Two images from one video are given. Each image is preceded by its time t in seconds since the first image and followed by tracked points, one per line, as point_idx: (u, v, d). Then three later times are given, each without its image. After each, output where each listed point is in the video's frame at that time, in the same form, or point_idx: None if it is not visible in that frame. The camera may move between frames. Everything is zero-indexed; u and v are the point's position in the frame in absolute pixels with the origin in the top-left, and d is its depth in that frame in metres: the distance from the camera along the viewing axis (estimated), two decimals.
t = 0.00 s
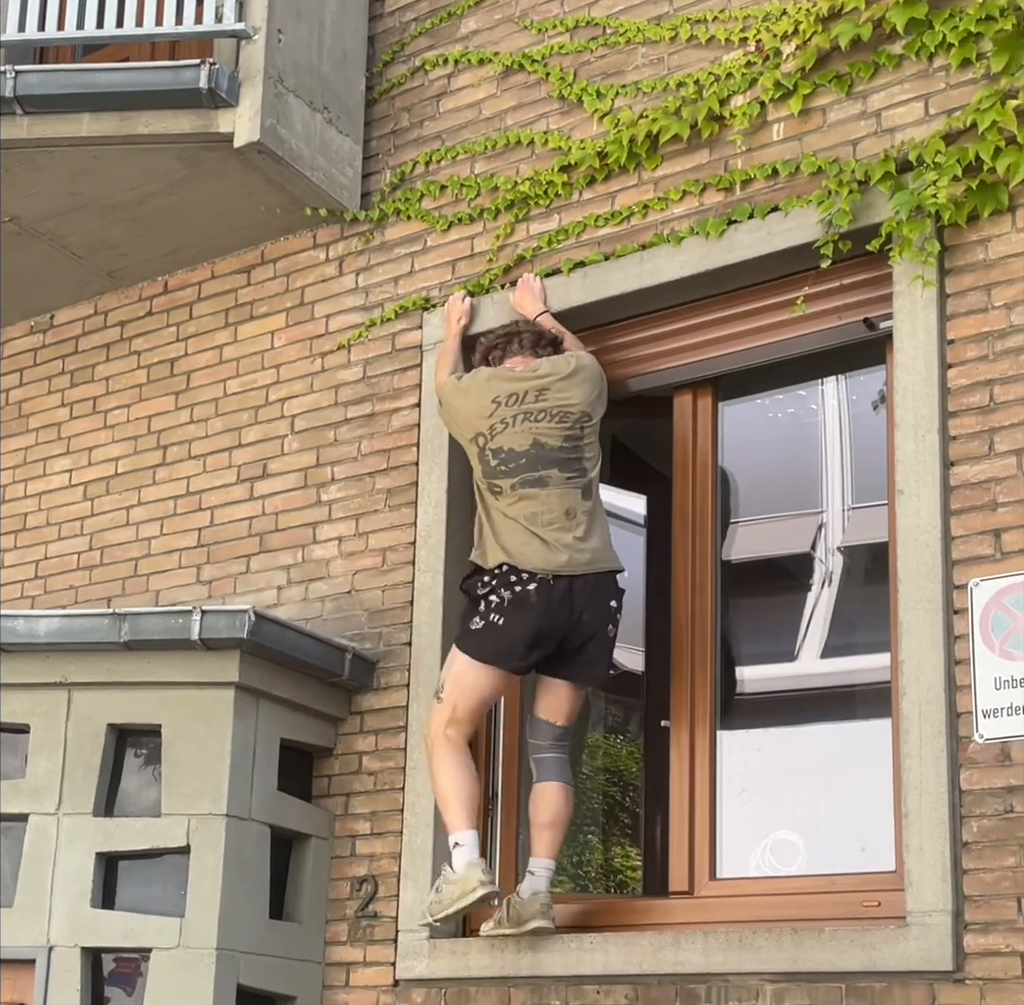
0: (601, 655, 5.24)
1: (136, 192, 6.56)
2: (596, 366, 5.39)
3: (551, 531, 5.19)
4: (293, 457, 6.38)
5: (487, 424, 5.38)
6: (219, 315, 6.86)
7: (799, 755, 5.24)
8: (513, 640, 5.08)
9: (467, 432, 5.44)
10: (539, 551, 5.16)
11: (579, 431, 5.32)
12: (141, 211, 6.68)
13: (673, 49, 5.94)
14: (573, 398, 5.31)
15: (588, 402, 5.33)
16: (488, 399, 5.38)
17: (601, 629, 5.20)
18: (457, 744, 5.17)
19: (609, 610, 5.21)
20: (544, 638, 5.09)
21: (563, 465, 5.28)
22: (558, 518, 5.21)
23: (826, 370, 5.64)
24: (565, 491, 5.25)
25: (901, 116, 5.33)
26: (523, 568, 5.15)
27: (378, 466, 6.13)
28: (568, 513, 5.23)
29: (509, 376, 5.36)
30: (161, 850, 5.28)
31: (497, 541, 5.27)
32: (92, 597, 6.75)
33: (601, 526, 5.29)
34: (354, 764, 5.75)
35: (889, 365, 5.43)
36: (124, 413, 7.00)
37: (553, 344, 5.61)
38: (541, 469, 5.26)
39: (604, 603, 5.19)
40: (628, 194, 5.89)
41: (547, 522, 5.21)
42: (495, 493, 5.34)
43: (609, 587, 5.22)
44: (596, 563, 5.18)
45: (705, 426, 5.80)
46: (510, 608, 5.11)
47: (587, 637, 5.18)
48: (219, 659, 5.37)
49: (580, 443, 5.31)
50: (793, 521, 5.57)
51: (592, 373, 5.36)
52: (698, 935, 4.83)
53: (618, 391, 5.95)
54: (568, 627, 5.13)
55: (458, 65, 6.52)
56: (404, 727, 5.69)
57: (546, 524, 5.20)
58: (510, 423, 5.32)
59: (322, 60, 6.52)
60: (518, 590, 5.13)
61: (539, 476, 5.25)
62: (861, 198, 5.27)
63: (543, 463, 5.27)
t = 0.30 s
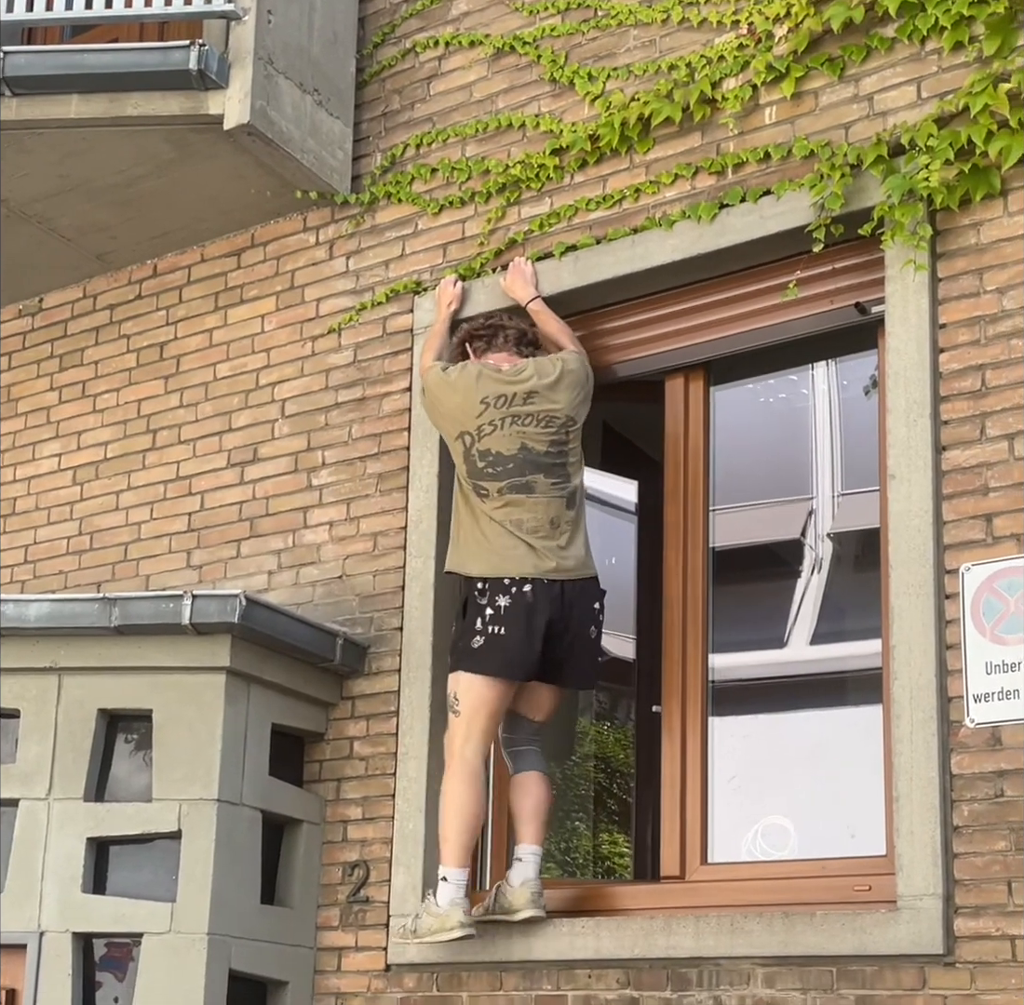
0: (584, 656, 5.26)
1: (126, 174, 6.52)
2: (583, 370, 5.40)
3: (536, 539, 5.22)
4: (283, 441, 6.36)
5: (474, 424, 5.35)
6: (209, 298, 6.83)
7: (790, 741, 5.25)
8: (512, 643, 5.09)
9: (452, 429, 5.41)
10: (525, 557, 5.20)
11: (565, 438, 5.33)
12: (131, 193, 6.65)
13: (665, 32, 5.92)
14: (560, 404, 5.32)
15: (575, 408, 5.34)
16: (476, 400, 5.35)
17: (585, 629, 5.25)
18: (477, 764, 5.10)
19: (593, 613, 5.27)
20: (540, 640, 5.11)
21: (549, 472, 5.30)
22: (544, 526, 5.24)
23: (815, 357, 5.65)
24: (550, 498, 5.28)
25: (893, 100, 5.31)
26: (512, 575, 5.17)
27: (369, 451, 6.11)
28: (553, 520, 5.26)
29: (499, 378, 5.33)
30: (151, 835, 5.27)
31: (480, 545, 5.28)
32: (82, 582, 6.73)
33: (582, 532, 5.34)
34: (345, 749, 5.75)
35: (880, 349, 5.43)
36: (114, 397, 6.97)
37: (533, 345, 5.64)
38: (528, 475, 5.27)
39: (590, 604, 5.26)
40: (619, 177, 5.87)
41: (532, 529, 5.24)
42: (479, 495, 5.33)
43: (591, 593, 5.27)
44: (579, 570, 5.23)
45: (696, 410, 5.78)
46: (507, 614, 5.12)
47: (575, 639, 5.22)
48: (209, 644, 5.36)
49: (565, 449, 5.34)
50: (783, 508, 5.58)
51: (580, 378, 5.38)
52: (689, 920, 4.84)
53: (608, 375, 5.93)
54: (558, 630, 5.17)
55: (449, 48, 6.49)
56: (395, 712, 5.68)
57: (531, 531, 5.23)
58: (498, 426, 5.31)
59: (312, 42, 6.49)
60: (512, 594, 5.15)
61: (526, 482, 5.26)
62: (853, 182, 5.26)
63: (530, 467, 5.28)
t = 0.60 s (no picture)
0: (535, 670, 5.20)
1: (119, 156, 6.48)
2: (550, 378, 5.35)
3: (487, 550, 5.19)
4: (277, 426, 6.34)
5: (439, 440, 5.37)
6: (202, 282, 6.80)
7: (781, 727, 5.24)
8: (450, 658, 5.10)
9: (422, 447, 5.44)
10: (476, 568, 5.17)
11: (530, 453, 5.29)
12: (123, 175, 6.61)
13: (661, 14, 5.88)
14: (525, 419, 5.28)
15: (542, 424, 5.29)
16: (441, 415, 5.37)
17: (536, 642, 5.17)
18: (397, 772, 5.13)
19: (545, 627, 5.18)
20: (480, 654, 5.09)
21: (509, 485, 5.26)
22: (497, 537, 5.20)
23: (809, 341, 5.60)
24: (508, 511, 5.23)
25: (890, 83, 5.29)
26: (462, 586, 5.16)
27: (363, 435, 6.09)
28: (507, 531, 5.21)
29: (463, 393, 5.34)
30: (146, 821, 5.26)
31: (438, 556, 5.28)
32: (75, 566, 6.71)
33: (544, 546, 5.26)
34: (339, 735, 5.74)
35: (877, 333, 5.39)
36: (106, 381, 6.94)
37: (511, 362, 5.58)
38: (487, 488, 5.25)
39: (540, 617, 5.17)
40: (615, 160, 5.84)
41: (485, 540, 5.20)
42: (441, 511, 5.34)
43: (545, 606, 5.19)
44: (531, 580, 5.17)
45: (691, 395, 5.75)
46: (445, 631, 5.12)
47: (522, 655, 5.16)
48: (203, 628, 5.34)
49: (530, 465, 5.28)
50: (776, 494, 5.54)
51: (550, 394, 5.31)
52: (684, 905, 4.84)
53: (603, 360, 5.92)
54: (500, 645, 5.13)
55: (443, 29, 6.45)
56: (389, 697, 5.67)
57: (484, 542, 5.20)
58: (461, 441, 5.31)
59: (306, 24, 6.44)
60: (455, 607, 5.15)
61: (484, 494, 5.23)
62: (850, 166, 5.24)
63: (487, 480, 5.26)
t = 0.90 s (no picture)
0: (464, 680, 5.07)
1: (110, 136, 6.44)
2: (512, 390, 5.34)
3: (424, 553, 5.20)
4: (270, 409, 6.31)
5: (399, 455, 5.44)
6: (195, 263, 6.76)
7: (774, 712, 5.23)
8: (369, 667, 5.18)
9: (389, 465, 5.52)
10: (410, 573, 5.21)
11: (482, 462, 5.27)
12: (115, 156, 6.57)
13: None
14: (476, 428, 5.30)
15: (495, 431, 5.29)
16: (400, 431, 5.44)
17: (461, 651, 5.05)
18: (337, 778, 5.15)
19: (471, 633, 5.05)
20: (397, 663, 5.13)
21: (457, 493, 5.25)
22: (437, 542, 5.20)
23: (802, 323, 5.60)
24: (451, 518, 5.22)
25: (886, 64, 5.25)
26: (394, 592, 5.22)
27: (356, 418, 6.06)
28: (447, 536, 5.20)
29: (420, 409, 5.42)
30: (140, 805, 5.24)
31: (387, 563, 5.33)
32: (67, 550, 6.68)
33: (485, 550, 5.18)
34: (333, 719, 5.72)
35: (872, 316, 5.36)
36: (98, 364, 6.91)
37: (477, 364, 5.60)
38: (434, 498, 5.27)
39: (467, 624, 5.06)
40: (610, 142, 5.80)
41: (425, 545, 5.22)
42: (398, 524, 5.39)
43: (472, 609, 5.07)
44: (455, 582, 5.11)
45: (686, 378, 5.72)
46: (376, 637, 5.20)
47: (448, 661, 5.08)
48: (196, 612, 5.33)
49: (482, 473, 5.27)
50: (770, 480, 5.53)
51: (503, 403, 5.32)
52: (678, 889, 4.84)
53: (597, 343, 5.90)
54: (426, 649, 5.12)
55: (437, 9, 6.40)
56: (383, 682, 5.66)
57: (422, 549, 5.21)
58: (416, 455, 5.37)
59: (299, 3, 6.40)
60: (382, 616, 5.21)
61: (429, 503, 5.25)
62: (846, 147, 5.21)
63: (436, 490, 5.28)
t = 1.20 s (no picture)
0: (407, 679, 5.14)
1: (102, 118, 6.42)
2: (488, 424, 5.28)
3: (369, 563, 5.30)
4: (262, 392, 6.30)
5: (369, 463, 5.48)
6: (187, 246, 6.74)
7: (767, 697, 5.24)
8: (317, 671, 5.29)
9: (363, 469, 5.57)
10: (354, 578, 5.32)
11: (439, 479, 5.27)
12: (107, 137, 6.54)
13: None
14: (441, 458, 5.27)
15: (457, 470, 5.24)
16: (377, 435, 5.45)
17: (401, 651, 5.13)
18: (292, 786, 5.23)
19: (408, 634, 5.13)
20: (343, 665, 5.24)
21: (408, 508, 5.28)
22: (382, 553, 5.28)
23: (796, 307, 5.57)
24: (395, 535, 5.27)
25: (881, 48, 5.24)
26: (341, 595, 5.34)
27: (349, 402, 6.05)
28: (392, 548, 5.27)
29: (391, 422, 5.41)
30: (132, 789, 5.24)
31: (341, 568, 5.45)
32: (59, 534, 6.67)
33: (429, 561, 5.24)
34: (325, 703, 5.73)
35: (865, 301, 5.34)
36: (90, 347, 6.88)
37: (454, 369, 5.47)
38: (386, 510, 5.32)
39: (404, 625, 5.14)
40: (604, 125, 5.78)
41: (372, 555, 5.31)
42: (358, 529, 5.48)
43: (410, 612, 5.15)
44: (393, 588, 5.20)
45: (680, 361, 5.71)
46: (324, 641, 5.32)
47: (390, 663, 5.17)
48: (188, 596, 5.33)
49: (433, 503, 5.27)
50: (764, 465, 5.54)
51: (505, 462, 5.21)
52: (670, 874, 4.85)
53: (590, 327, 5.89)
54: (369, 652, 5.22)
55: None
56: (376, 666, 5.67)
57: (367, 558, 5.31)
58: (382, 461, 5.39)
59: None
60: (329, 622, 5.34)
61: (380, 514, 5.29)
62: (840, 131, 5.20)
63: (389, 502, 5.33)
